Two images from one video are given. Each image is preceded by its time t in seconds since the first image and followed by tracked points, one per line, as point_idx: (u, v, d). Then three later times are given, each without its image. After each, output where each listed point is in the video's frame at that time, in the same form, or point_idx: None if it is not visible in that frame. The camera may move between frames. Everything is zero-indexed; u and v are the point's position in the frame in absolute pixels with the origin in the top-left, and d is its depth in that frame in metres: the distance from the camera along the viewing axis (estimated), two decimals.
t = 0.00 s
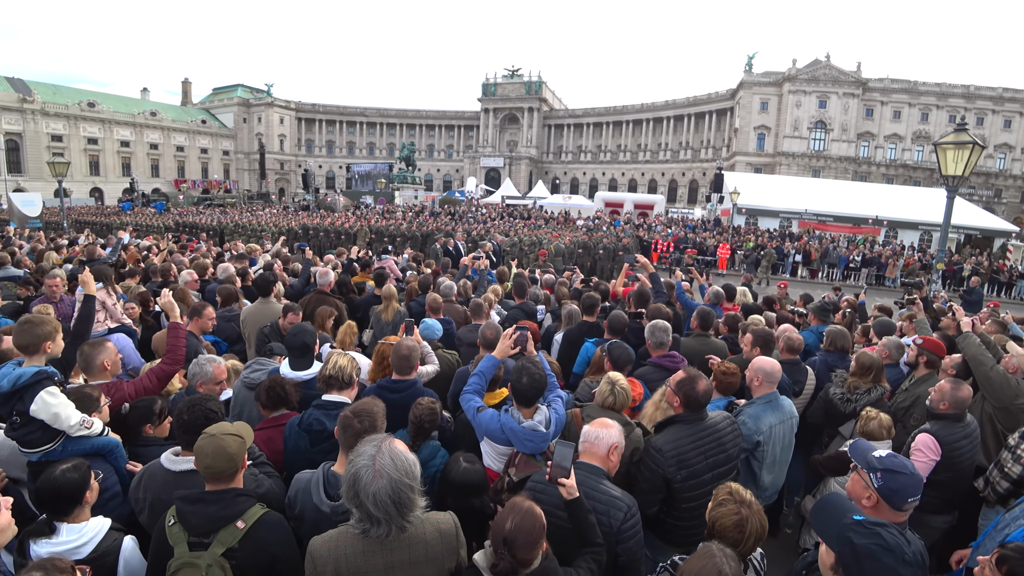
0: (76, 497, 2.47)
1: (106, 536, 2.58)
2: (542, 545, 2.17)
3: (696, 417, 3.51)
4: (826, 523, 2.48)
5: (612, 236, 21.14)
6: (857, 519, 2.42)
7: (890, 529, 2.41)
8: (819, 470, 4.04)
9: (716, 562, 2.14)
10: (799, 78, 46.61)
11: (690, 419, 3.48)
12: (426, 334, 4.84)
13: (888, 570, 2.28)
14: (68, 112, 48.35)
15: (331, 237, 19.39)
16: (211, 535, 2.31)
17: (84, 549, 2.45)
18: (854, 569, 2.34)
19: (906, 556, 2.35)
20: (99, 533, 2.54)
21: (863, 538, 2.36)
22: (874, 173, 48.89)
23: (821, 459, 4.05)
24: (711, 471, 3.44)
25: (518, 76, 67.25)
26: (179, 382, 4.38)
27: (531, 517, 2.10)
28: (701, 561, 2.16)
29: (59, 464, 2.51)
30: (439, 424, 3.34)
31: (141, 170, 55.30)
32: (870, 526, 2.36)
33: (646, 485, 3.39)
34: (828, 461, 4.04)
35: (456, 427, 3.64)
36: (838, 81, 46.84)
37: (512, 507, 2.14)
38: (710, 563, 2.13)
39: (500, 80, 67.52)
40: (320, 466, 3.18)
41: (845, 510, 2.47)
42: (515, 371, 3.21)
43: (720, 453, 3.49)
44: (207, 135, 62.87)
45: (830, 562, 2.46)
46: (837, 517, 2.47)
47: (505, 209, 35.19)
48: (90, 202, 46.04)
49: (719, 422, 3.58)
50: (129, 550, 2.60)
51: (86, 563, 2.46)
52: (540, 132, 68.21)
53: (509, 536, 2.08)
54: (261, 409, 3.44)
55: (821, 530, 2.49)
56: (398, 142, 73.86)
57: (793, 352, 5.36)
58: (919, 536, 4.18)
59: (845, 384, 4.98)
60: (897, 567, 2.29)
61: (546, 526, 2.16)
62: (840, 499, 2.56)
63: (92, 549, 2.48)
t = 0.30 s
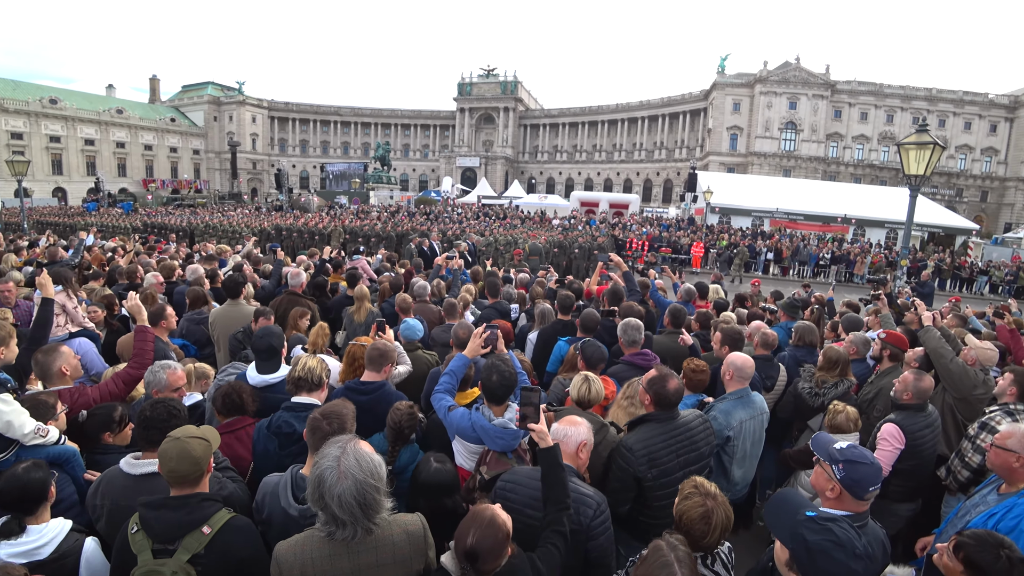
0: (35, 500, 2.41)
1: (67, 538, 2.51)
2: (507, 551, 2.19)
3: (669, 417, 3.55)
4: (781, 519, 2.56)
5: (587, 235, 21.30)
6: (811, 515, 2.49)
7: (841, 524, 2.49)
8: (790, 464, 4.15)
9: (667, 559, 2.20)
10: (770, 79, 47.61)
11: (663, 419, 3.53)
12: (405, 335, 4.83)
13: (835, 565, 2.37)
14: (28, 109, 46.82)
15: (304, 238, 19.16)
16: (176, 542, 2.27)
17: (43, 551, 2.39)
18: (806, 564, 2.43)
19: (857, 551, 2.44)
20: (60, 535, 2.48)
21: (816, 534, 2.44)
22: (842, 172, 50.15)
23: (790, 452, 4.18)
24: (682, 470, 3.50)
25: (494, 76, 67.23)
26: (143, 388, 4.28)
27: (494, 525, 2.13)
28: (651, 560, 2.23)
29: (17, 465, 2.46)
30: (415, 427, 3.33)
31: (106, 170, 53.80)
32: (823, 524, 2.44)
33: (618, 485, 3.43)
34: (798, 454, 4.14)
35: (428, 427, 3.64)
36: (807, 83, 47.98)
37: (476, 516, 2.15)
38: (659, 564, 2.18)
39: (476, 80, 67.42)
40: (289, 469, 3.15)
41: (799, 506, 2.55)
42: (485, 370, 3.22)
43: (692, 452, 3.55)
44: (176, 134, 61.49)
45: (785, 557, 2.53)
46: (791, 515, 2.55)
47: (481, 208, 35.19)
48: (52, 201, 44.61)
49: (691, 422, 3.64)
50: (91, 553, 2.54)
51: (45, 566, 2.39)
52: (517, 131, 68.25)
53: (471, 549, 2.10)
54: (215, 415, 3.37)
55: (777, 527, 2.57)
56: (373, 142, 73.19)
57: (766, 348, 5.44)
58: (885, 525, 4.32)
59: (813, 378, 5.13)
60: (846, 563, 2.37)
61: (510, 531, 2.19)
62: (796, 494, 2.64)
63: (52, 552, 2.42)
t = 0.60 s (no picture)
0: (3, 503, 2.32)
1: (36, 544, 2.43)
2: (485, 549, 2.18)
3: (654, 423, 3.58)
4: (756, 516, 2.59)
5: (567, 233, 21.40)
6: (784, 510, 2.54)
7: (816, 519, 2.53)
8: (768, 459, 4.21)
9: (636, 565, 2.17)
10: (747, 80, 48.33)
11: (648, 424, 3.57)
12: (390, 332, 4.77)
13: (810, 560, 2.41)
14: None
15: (282, 236, 18.91)
16: (148, 547, 2.22)
17: (13, 558, 2.31)
18: (781, 561, 2.45)
19: (830, 544, 2.49)
20: (29, 540, 2.39)
21: (789, 529, 2.49)
22: (818, 172, 51.08)
23: (768, 448, 4.24)
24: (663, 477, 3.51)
25: (474, 73, 67.01)
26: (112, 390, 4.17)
27: (473, 524, 2.12)
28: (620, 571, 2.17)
29: None
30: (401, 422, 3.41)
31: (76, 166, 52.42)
32: (796, 519, 2.49)
33: (599, 490, 3.44)
34: (775, 450, 4.21)
35: (407, 427, 3.61)
36: (783, 83, 48.80)
37: (454, 516, 2.13)
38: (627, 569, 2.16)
39: (456, 77, 67.15)
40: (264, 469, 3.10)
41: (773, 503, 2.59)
42: (464, 367, 3.20)
43: (674, 457, 3.58)
44: (149, 130, 60.19)
45: (758, 551, 2.57)
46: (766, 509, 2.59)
47: (462, 206, 35.11)
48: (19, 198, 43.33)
49: (675, 429, 3.66)
50: (61, 556, 2.46)
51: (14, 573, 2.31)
52: (497, 129, 68.16)
53: (450, 548, 2.08)
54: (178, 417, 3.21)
55: (751, 524, 2.60)
56: (352, 139, 72.42)
57: (747, 344, 5.49)
58: (860, 517, 4.42)
59: (790, 374, 5.22)
60: (821, 560, 2.41)
61: (488, 528, 2.18)
62: (772, 491, 2.66)
63: (21, 558, 2.33)
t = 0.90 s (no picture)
0: None
1: (11, 545, 2.36)
2: (474, 543, 2.16)
3: (655, 418, 3.58)
4: (748, 507, 2.58)
5: (556, 229, 21.45)
6: (779, 499, 2.53)
7: (809, 509, 2.54)
8: (754, 455, 4.24)
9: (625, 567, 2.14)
10: (735, 78, 48.67)
11: (648, 418, 3.57)
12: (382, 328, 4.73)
13: (805, 549, 2.40)
14: None
15: (268, 231, 18.74)
16: (130, 548, 2.17)
17: None
18: (774, 549, 2.43)
19: (824, 534, 2.49)
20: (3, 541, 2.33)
21: (784, 518, 2.48)
22: (804, 170, 51.62)
23: (755, 443, 4.26)
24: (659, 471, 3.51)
25: (463, 69, 66.73)
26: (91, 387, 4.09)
27: (462, 518, 2.09)
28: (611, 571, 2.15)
29: None
30: (388, 418, 3.41)
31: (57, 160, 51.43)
32: (789, 508, 2.49)
33: (594, 480, 3.45)
34: (762, 445, 4.24)
35: (396, 422, 3.59)
36: (771, 82, 49.18)
37: (443, 509, 2.11)
38: (618, 570, 2.14)
39: (445, 73, 66.85)
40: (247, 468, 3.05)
41: (768, 492, 2.58)
42: (454, 362, 3.18)
43: (670, 454, 3.58)
44: (133, 123, 59.22)
45: (752, 544, 2.56)
46: (760, 500, 2.58)
47: (450, 202, 35.02)
48: None
49: (673, 424, 3.66)
50: (36, 557, 2.40)
51: None
52: (486, 125, 67.96)
53: (439, 543, 2.05)
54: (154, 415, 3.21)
55: (744, 513, 2.58)
56: (340, 134, 71.87)
57: (737, 341, 5.49)
58: (845, 511, 4.47)
59: (777, 370, 5.24)
60: (816, 549, 2.40)
61: (476, 523, 2.17)
62: (765, 482, 2.66)
63: None
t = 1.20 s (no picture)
0: None
1: None
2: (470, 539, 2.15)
3: (667, 409, 3.58)
4: (751, 499, 2.55)
5: (552, 224, 21.43)
6: (780, 493, 2.50)
7: (809, 504, 2.52)
8: (750, 449, 4.24)
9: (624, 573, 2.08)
10: (732, 73, 48.60)
11: (661, 407, 3.56)
12: (379, 323, 4.69)
13: (804, 541, 2.37)
14: None
15: (263, 226, 18.63)
16: (120, 550, 2.14)
17: None
18: (774, 542, 2.41)
19: (824, 527, 2.47)
20: None
21: (785, 511, 2.45)
22: (800, 166, 51.68)
23: (752, 438, 4.25)
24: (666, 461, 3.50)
25: (459, 63, 66.41)
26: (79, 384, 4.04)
27: (458, 513, 2.07)
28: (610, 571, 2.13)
29: None
30: (383, 415, 3.41)
31: (50, 155, 50.97)
32: (791, 501, 2.46)
33: (602, 462, 3.46)
34: (758, 440, 4.23)
35: (393, 418, 3.57)
36: (767, 78, 49.13)
37: (439, 502, 2.09)
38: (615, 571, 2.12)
39: (440, 67, 66.54)
40: (240, 465, 3.02)
41: (769, 486, 2.55)
42: (450, 357, 3.15)
43: (675, 447, 3.55)
44: (126, 117, 58.73)
45: (753, 537, 2.54)
46: (762, 495, 2.55)
47: (446, 197, 34.94)
48: None
49: (683, 417, 3.66)
50: (24, 557, 2.36)
51: None
52: (482, 120, 67.70)
53: (435, 536, 2.04)
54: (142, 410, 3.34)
55: (745, 507, 2.55)
56: (335, 128, 71.51)
57: (734, 336, 5.47)
58: (841, 506, 4.48)
59: (774, 365, 5.24)
60: (816, 541, 2.38)
61: (473, 516, 2.15)
62: (766, 477, 2.63)
63: None
